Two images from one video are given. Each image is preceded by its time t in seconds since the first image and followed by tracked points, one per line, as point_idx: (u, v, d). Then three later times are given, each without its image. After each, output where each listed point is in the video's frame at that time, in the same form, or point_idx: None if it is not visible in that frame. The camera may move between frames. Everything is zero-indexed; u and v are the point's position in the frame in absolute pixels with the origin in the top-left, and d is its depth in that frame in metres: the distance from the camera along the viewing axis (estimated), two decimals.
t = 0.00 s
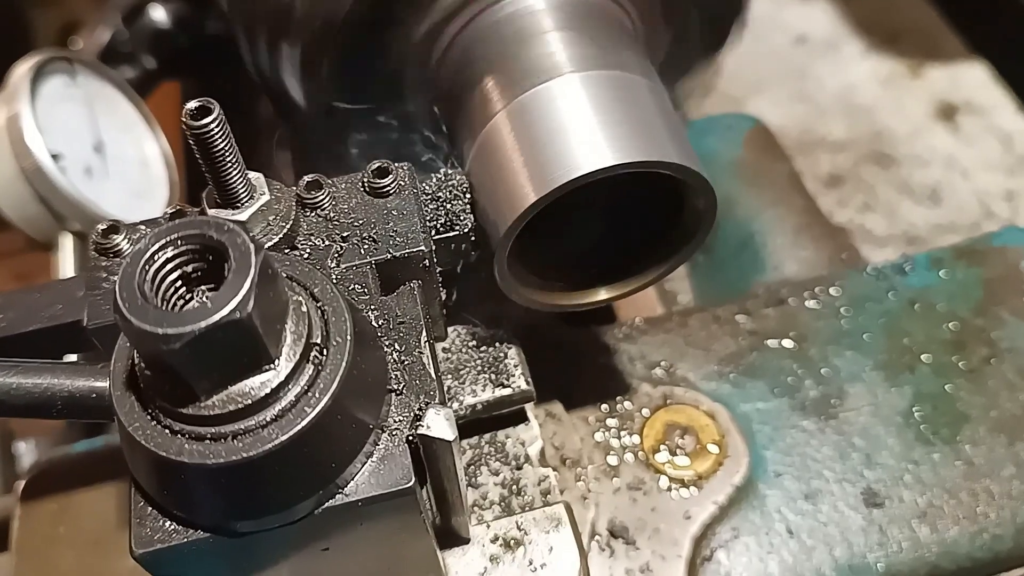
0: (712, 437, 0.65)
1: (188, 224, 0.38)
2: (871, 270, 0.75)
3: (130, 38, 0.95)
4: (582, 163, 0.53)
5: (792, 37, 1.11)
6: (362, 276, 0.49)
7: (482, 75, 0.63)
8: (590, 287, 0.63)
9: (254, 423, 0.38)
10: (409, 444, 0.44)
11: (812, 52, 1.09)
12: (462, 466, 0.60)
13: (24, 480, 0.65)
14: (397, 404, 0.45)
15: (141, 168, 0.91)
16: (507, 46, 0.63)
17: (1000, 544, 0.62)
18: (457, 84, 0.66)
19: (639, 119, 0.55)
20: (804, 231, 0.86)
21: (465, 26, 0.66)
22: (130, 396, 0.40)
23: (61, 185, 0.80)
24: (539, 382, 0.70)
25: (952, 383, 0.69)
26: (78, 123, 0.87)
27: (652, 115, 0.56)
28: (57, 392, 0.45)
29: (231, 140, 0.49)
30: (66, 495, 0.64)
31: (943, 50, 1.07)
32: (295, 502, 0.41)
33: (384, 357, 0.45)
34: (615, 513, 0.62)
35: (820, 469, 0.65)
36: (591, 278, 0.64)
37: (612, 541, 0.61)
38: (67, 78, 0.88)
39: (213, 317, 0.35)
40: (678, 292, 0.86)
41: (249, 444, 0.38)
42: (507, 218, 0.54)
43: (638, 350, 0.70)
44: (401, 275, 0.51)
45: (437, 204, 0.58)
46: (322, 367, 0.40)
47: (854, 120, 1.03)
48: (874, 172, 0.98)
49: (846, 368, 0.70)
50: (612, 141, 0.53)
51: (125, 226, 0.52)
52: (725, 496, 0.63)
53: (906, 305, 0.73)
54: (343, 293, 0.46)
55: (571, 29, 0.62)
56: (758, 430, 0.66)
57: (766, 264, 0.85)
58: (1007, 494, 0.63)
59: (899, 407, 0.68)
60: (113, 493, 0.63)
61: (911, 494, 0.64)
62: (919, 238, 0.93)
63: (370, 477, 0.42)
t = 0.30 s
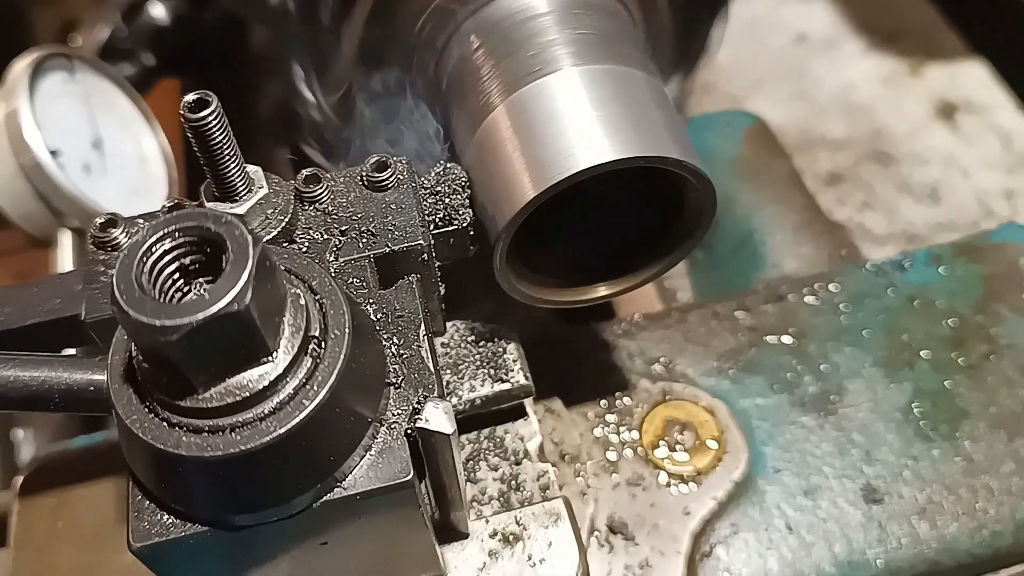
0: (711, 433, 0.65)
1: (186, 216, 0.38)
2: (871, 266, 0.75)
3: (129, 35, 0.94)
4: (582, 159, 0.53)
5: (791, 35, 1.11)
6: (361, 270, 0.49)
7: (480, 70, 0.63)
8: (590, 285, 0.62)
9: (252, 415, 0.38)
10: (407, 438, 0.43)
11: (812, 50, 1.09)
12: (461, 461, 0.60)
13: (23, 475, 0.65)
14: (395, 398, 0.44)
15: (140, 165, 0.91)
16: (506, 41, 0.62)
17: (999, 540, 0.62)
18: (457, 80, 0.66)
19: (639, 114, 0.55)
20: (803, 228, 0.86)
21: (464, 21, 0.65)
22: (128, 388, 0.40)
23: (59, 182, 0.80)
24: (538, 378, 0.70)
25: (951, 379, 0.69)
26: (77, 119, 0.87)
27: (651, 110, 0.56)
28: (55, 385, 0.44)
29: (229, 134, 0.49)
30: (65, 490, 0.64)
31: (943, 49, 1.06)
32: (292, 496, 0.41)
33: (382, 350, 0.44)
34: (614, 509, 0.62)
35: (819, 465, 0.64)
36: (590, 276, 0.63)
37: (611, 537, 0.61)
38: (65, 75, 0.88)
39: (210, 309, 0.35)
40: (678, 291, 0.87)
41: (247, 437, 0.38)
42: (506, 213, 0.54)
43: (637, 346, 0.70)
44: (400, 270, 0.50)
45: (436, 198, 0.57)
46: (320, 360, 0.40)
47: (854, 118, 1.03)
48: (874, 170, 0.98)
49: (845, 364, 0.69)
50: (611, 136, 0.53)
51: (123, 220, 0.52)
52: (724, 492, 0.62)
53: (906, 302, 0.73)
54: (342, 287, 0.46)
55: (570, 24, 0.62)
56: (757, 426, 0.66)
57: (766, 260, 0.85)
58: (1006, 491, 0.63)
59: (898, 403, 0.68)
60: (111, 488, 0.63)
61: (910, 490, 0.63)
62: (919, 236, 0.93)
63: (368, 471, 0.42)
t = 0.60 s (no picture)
0: (711, 429, 0.65)
1: (185, 207, 0.38)
2: (873, 262, 0.75)
3: (129, 31, 0.95)
4: (584, 153, 0.52)
5: (793, 32, 1.10)
6: (361, 263, 0.49)
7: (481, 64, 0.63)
8: (591, 278, 0.62)
9: (251, 408, 0.38)
10: (407, 432, 0.43)
11: (814, 47, 1.09)
12: (461, 456, 0.60)
13: (23, 470, 0.65)
14: (395, 391, 0.44)
15: (139, 160, 0.91)
16: (507, 34, 0.62)
17: (1001, 536, 0.62)
18: (457, 73, 0.65)
19: (640, 108, 0.55)
20: (804, 225, 0.86)
21: (466, 14, 0.65)
22: (126, 381, 0.40)
23: (58, 177, 0.80)
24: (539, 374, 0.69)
25: (953, 375, 0.68)
26: (76, 114, 0.87)
27: (653, 104, 0.56)
28: (53, 378, 0.44)
29: (228, 126, 0.49)
30: (63, 486, 0.63)
31: (945, 46, 1.06)
32: (291, 489, 0.41)
33: (382, 344, 0.44)
34: (614, 505, 0.62)
35: (820, 461, 0.64)
36: (591, 269, 0.63)
37: (611, 532, 0.60)
38: (64, 70, 0.88)
39: (209, 300, 0.34)
40: (679, 287, 0.87)
41: (246, 430, 0.38)
42: (507, 208, 0.54)
43: (638, 341, 0.70)
44: (400, 263, 0.50)
45: (436, 191, 0.57)
46: (320, 352, 0.40)
47: (856, 115, 1.02)
48: (875, 167, 0.98)
49: (847, 360, 0.69)
50: (613, 130, 0.53)
51: (122, 213, 0.52)
52: (725, 488, 0.62)
53: (907, 298, 0.73)
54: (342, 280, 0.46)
55: (571, 17, 0.61)
56: (758, 421, 0.66)
57: (766, 256, 0.84)
58: (1007, 487, 0.63)
59: (900, 399, 0.67)
60: (109, 483, 0.63)
61: (912, 486, 0.63)
62: (920, 233, 0.93)
63: (367, 464, 0.42)
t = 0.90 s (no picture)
0: (715, 426, 0.65)
1: (194, 203, 0.38)
2: (875, 260, 0.75)
3: (132, 29, 0.94)
4: (590, 152, 0.52)
5: (794, 31, 1.10)
6: (367, 260, 0.49)
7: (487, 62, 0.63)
8: (597, 278, 0.63)
9: (259, 404, 0.38)
10: (414, 428, 0.43)
11: (815, 46, 1.09)
12: (466, 452, 0.60)
13: (27, 467, 0.65)
14: (402, 387, 0.45)
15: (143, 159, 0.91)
16: (513, 33, 0.62)
17: (1003, 533, 0.62)
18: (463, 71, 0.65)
19: (648, 107, 0.55)
20: (807, 223, 0.86)
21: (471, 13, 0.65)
22: (135, 376, 0.40)
23: (63, 175, 0.80)
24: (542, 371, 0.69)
25: (955, 372, 0.69)
26: (79, 112, 0.87)
27: (659, 102, 0.56)
28: (61, 373, 0.45)
29: (235, 123, 0.49)
30: (68, 482, 0.64)
31: (946, 45, 1.06)
32: (299, 485, 0.41)
33: (389, 340, 0.44)
34: (618, 501, 0.62)
35: (823, 458, 0.64)
36: (597, 268, 0.63)
37: (615, 529, 0.61)
38: (68, 68, 0.88)
39: (219, 296, 0.35)
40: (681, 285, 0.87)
41: (254, 425, 0.38)
42: (513, 206, 0.54)
43: (641, 339, 0.70)
44: (406, 260, 0.50)
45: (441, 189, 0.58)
46: (328, 348, 0.40)
47: (858, 113, 1.03)
48: (877, 166, 0.98)
49: (850, 357, 0.69)
50: (620, 129, 0.53)
51: (129, 209, 0.52)
52: (729, 485, 0.62)
53: (910, 295, 0.73)
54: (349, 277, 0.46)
55: (577, 16, 0.61)
56: (761, 418, 0.66)
57: (769, 254, 0.84)
58: (1010, 484, 0.63)
59: (903, 396, 0.67)
60: (114, 480, 0.63)
61: (914, 483, 0.63)
62: (922, 232, 0.93)
63: (375, 460, 0.42)
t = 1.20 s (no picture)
0: (715, 420, 0.65)
1: (194, 194, 0.38)
2: (876, 255, 0.75)
3: (132, 25, 0.92)
4: (591, 146, 0.52)
5: (796, 28, 1.10)
6: (367, 252, 0.49)
7: (488, 56, 0.63)
8: (598, 273, 0.62)
9: (259, 395, 0.38)
10: (414, 419, 0.43)
11: (816, 43, 1.09)
12: (467, 446, 0.60)
13: (27, 461, 0.65)
14: (402, 379, 0.44)
15: (143, 154, 0.91)
16: (514, 26, 0.62)
17: (1005, 528, 0.62)
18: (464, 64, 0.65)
19: (649, 100, 0.55)
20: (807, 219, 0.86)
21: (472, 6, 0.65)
22: (134, 367, 0.40)
23: (62, 170, 0.80)
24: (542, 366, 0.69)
25: (956, 367, 0.69)
26: (79, 107, 0.87)
27: (660, 96, 0.55)
28: (61, 364, 0.44)
29: (236, 114, 0.49)
30: (68, 476, 0.64)
31: (947, 42, 1.06)
32: (298, 476, 0.41)
33: (389, 332, 0.44)
34: (619, 496, 0.62)
35: (824, 453, 0.64)
36: (598, 263, 0.63)
37: (615, 523, 0.61)
38: (68, 64, 0.88)
39: (219, 286, 0.35)
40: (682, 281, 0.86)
41: (254, 417, 0.38)
42: (514, 200, 0.54)
43: (641, 334, 0.70)
44: (406, 253, 0.50)
45: (442, 181, 0.58)
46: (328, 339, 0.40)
47: (859, 110, 1.02)
48: (878, 163, 0.98)
49: (851, 352, 0.69)
50: (621, 123, 0.53)
51: (128, 202, 0.52)
52: (729, 479, 0.62)
53: (911, 291, 0.73)
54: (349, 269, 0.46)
55: (579, 8, 0.61)
56: (762, 413, 0.66)
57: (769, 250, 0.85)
58: (1011, 479, 0.63)
59: (904, 391, 0.67)
60: (114, 474, 0.63)
61: (916, 478, 0.63)
62: (922, 228, 0.93)
63: (375, 452, 0.42)
